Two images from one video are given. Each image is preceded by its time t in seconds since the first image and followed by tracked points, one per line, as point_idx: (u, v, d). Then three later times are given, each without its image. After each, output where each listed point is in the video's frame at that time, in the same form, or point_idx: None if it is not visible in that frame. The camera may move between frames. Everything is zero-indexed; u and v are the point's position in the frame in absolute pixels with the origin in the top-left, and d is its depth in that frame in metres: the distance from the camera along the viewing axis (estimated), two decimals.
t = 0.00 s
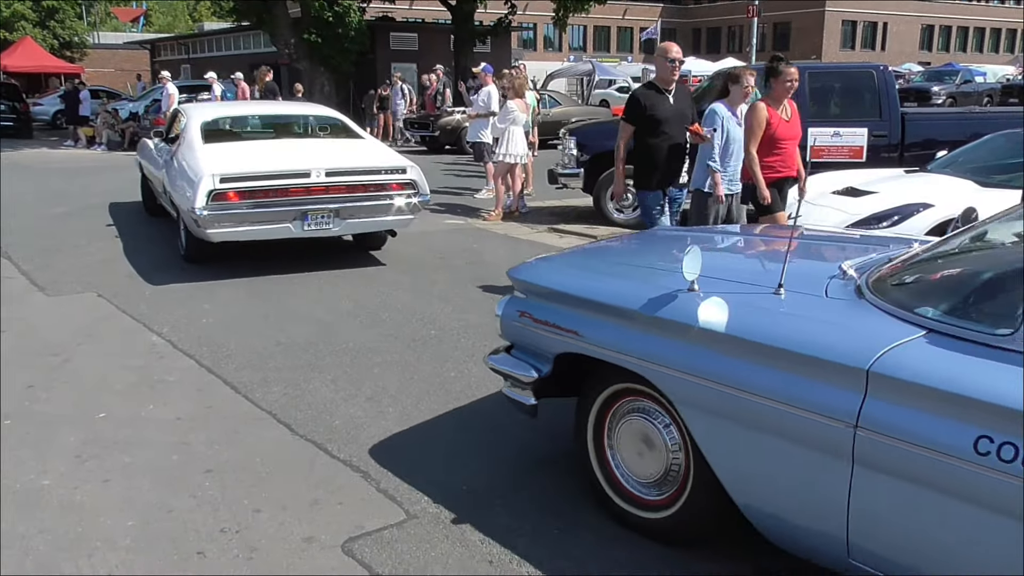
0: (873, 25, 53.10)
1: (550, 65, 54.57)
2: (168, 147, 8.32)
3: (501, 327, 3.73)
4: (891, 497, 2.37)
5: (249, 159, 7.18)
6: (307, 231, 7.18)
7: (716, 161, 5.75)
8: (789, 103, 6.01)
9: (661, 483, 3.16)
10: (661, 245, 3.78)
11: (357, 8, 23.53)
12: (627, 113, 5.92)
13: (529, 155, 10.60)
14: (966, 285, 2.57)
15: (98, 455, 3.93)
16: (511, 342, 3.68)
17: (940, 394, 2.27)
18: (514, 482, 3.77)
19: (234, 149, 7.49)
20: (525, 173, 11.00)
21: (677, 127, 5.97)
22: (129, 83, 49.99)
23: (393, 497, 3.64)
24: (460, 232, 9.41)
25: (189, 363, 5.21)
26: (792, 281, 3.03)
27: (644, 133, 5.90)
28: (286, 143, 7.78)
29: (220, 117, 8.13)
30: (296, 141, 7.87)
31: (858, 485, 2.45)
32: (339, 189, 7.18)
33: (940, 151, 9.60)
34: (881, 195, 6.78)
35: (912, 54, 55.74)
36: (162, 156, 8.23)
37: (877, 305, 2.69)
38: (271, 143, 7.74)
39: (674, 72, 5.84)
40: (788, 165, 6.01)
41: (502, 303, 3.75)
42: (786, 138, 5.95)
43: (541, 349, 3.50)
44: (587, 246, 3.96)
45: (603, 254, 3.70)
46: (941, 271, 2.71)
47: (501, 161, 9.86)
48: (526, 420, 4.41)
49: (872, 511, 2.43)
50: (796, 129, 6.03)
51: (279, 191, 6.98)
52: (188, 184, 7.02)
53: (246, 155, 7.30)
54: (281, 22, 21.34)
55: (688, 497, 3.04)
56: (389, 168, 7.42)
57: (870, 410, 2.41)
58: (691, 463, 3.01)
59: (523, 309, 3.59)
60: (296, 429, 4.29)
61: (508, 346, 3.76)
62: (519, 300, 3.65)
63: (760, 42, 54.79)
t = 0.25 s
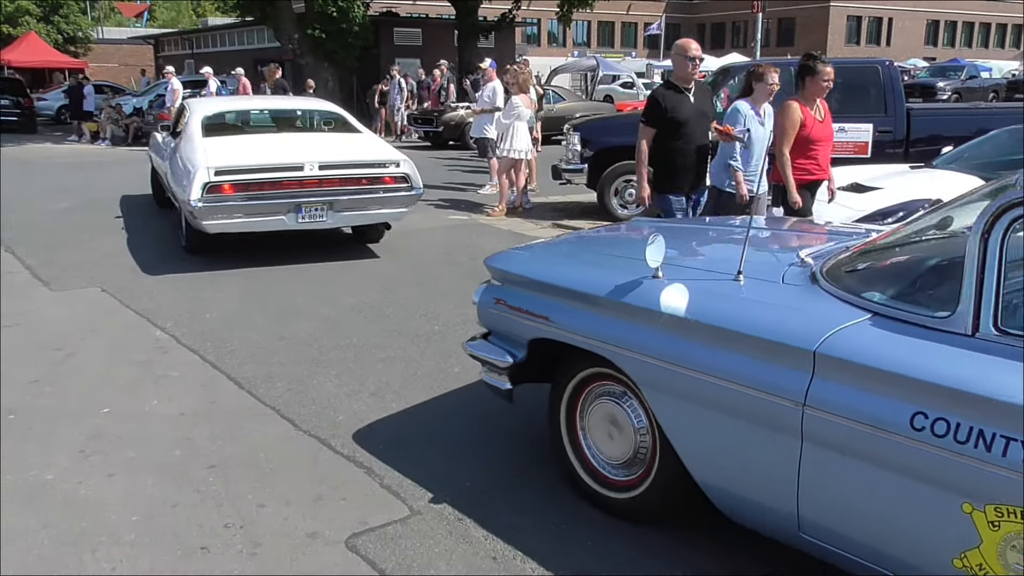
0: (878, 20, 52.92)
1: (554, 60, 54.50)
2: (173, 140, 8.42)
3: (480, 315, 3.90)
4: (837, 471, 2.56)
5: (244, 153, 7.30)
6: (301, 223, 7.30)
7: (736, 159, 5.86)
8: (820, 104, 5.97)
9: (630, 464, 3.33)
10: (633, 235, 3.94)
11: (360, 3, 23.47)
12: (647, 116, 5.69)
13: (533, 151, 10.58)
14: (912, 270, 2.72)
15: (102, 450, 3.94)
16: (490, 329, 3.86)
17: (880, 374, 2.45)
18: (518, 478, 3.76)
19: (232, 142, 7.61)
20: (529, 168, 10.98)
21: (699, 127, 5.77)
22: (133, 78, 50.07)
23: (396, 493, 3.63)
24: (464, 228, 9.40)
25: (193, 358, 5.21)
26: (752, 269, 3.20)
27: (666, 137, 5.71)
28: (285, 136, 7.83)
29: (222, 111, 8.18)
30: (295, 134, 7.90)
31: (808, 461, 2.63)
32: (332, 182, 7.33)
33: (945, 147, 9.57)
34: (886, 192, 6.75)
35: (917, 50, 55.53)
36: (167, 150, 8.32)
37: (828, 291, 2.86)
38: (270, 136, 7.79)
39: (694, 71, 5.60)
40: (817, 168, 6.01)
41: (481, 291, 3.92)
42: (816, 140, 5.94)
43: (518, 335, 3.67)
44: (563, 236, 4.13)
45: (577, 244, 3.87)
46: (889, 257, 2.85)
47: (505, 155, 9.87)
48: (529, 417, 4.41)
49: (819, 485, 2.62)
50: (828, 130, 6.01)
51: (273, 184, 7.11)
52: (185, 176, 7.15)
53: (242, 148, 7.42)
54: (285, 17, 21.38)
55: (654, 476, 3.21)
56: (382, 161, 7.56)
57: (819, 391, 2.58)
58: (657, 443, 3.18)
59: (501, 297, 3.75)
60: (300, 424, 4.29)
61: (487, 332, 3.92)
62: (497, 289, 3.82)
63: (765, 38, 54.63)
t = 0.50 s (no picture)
0: (886, 19, 52.74)
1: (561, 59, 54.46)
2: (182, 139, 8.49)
3: (465, 309, 3.98)
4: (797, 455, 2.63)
5: (247, 151, 7.34)
6: (302, 221, 7.33)
7: (756, 153, 5.83)
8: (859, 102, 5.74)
9: (608, 452, 3.41)
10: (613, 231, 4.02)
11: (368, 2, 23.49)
12: (671, 113, 5.47)
13: (541, 150, 10.58)
14: (875, 263, 2.81)
15: (110, 448, 3.96)
16: (474, 322, 3.93)
17: (835, 360, 2.51)
18: (526, 479, 3.76)
19: (235, 140, 7.65)
20: (537, 168, 10.98)
21: (722, 123, 5.55)
22: (142, 77, 50.28)
23: (404, 493, 3.64)
24: (471, 227, 9.40)
25: (202, 356, 5.23)
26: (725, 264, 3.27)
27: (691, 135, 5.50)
28: (289, 134, 7.86)
29: (230, 110, 8.23)
30: (298, 133, 7.94)
31: (774, 447, 2.69)
32: (331, 180, 7.35)
33: (954, 147, 9.53)
34: (896, 191, 6.72)
35: (925, 49, 55.32)
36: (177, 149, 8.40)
37: (794, 284, 2.93)
38: (274, 134, 7.83)
39: (717, 65, 5.38)
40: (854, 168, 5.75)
41: (466, 285, 4.00)
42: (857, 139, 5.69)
43: (501, 327, 3.75)
44: (548, 233, 4.21)
45: (560, 240, 3.95)
46: (852, 251, 2.94)
47: (512, 155, 9.88)
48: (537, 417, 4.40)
49: (781, 470, 2.69)
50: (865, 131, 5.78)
51: (274, 181, 7.15)
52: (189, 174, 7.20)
53: (245, 146, 7.46)
54: (292, 16, 21.44)
55: (631, 464, 3.30)
56: (381, 160, 7.57)
57: (783, 378, 2.64)
58: (633, 432, 3.26)
59: (484, 291, 3.83)
60: (308, 424, 4.30)
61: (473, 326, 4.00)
62: (481, 283, 3.90)
63: (773, 37, 54.50)
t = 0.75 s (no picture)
0: (895, 24, 52.61)
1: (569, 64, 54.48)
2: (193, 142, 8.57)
3: (455, 307, 4.13)
4: (764, 444, 2.75)
5: (251, 154, 7.39)
6: (304, 223, 7.34)
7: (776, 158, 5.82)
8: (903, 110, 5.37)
9: (589, 445, 3.56)
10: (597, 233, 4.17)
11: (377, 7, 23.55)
12: (702, 120, 5.29)
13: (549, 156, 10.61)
14: (841, 261, 2.90)
15: (119, 452, 3.97)
16: (463, 319, 4.08)
17: (800, 353, 2.64)
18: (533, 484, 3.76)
19: (240, 143, 7.69)
20: (545, 173, 11.00)
21: (751, 131, 5.44)
22: (152, 81, 50.55)
23: (412, 498, 3.64)
24: (479, 232, 9.41)
25: (210, 361, 5.24)
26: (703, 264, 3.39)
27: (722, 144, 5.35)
28: (294, 138, 7.90)
29: (239, 114, 8.29)
30: (303, 137, 7.98)
31: (740, 436, 2.82)
32: (333, 183, 7.37)
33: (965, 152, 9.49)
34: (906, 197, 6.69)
35: (935, 53, 55.14)
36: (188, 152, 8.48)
37: (764, 282, 3.07)
38: (279, 138, 7.87)
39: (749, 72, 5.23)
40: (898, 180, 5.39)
41: (456, 284, 4.15)
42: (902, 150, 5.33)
43: (488, 324, 3.89)
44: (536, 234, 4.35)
45: (547, 241, 4.10)
46: (820, 249, 3.04)
47: (520, 160, 9.89)
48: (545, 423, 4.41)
49: (749, 459, 2.81)
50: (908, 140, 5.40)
51: (277, 184, 7.18)
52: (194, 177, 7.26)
53: (250, 149, 7.50)
54: (302, 21, 21.52)
55: (611, 457, 3.44)
56: (382, 163, 7.60)
57: (747, 370, 2.78)
58: (612, 425, 3.39)
59: (472, 289, 3.98)
60: (316, 428, 4.31)
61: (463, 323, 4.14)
62: (470, 281, 4.05)
63: (782, 41, 54.41)
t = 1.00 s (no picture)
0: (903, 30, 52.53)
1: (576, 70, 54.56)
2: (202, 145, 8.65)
3: (445, 305, 4.20)
4: (740, 437, 2.83)
5: (256, 157, 7.44)
6: (306, 225, 7.39)
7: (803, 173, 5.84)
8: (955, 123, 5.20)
9: (575, 441, 3.64)
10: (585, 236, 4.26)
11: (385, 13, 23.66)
12: (738, 128, 5.27)
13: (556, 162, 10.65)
14: (815, 262, 3.02)
15: (128, 456, 3.99)
16: (453, 318, 4.16)
17: (772, 349, 2.73)
18: (540, 489, 3.77)
19: (246, 147, 7.75)
20: (552, 179, 11.03)
21: (789, 142, 5.35)
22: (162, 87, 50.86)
23: (420, 503, 3.65)
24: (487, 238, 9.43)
25: (219, 365, 5.26)
26: (687, 266, 3.47)
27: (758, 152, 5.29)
28: (300, 142, 7.95)
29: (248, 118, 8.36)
30: (309, 141, 8.03)
31: (716, 430, 2.91)
32: (334, 187, 7.39)
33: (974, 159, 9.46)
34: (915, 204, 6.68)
35: (944, 60, 55.01)
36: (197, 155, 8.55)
37: (742, 283, 3.15)
38: (285, 142, 7.92)
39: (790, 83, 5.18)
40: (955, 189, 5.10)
41: (447, 283, 4.23)
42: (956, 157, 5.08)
43: (477, 322, 3.98)
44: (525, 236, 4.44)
45: (535, 242, 4.19)
46: (797, 250, 3.14)
47: (528, 166, 9.91)
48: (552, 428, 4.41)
49: (725, 452, 2.89)
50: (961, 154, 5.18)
51: (279, 188, 7.23)
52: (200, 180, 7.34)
53: (255, 153, 7.56)
54: (310, 27, 21.64)
55: (596, 453, 3.53)
56: (383, 168, 7.60)
57: (723, 366, 2.86)
58: (598, 422, 3.48)
59: (462, 288, 4.06)
60: (324, 433, 4.32)
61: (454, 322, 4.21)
62: (460, 281, 4.13)
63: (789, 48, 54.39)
